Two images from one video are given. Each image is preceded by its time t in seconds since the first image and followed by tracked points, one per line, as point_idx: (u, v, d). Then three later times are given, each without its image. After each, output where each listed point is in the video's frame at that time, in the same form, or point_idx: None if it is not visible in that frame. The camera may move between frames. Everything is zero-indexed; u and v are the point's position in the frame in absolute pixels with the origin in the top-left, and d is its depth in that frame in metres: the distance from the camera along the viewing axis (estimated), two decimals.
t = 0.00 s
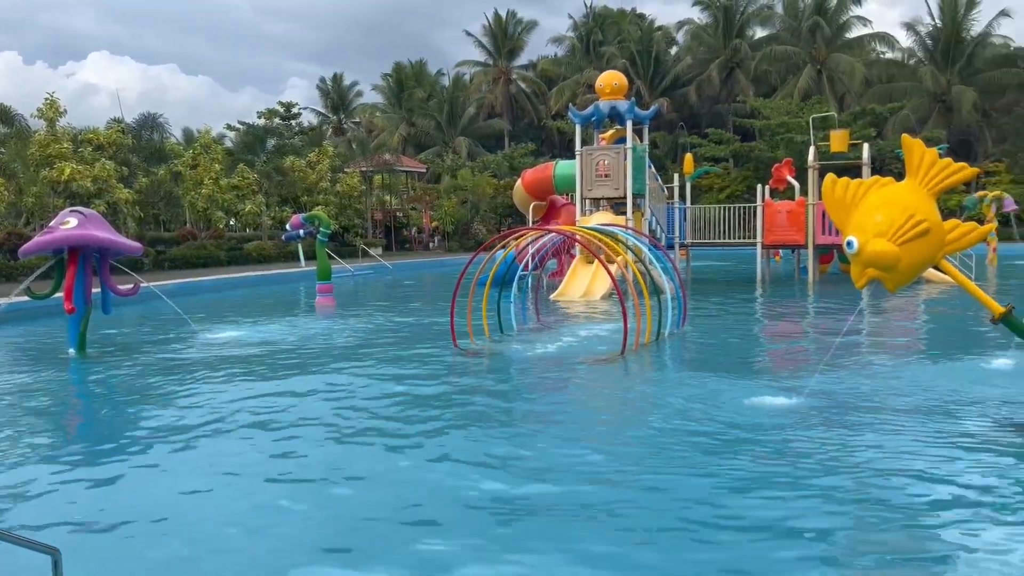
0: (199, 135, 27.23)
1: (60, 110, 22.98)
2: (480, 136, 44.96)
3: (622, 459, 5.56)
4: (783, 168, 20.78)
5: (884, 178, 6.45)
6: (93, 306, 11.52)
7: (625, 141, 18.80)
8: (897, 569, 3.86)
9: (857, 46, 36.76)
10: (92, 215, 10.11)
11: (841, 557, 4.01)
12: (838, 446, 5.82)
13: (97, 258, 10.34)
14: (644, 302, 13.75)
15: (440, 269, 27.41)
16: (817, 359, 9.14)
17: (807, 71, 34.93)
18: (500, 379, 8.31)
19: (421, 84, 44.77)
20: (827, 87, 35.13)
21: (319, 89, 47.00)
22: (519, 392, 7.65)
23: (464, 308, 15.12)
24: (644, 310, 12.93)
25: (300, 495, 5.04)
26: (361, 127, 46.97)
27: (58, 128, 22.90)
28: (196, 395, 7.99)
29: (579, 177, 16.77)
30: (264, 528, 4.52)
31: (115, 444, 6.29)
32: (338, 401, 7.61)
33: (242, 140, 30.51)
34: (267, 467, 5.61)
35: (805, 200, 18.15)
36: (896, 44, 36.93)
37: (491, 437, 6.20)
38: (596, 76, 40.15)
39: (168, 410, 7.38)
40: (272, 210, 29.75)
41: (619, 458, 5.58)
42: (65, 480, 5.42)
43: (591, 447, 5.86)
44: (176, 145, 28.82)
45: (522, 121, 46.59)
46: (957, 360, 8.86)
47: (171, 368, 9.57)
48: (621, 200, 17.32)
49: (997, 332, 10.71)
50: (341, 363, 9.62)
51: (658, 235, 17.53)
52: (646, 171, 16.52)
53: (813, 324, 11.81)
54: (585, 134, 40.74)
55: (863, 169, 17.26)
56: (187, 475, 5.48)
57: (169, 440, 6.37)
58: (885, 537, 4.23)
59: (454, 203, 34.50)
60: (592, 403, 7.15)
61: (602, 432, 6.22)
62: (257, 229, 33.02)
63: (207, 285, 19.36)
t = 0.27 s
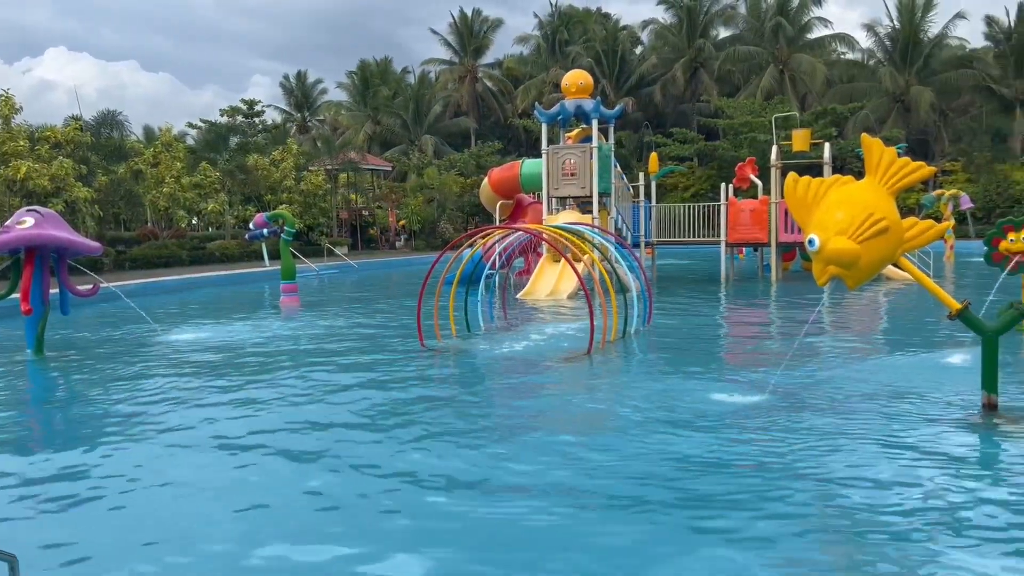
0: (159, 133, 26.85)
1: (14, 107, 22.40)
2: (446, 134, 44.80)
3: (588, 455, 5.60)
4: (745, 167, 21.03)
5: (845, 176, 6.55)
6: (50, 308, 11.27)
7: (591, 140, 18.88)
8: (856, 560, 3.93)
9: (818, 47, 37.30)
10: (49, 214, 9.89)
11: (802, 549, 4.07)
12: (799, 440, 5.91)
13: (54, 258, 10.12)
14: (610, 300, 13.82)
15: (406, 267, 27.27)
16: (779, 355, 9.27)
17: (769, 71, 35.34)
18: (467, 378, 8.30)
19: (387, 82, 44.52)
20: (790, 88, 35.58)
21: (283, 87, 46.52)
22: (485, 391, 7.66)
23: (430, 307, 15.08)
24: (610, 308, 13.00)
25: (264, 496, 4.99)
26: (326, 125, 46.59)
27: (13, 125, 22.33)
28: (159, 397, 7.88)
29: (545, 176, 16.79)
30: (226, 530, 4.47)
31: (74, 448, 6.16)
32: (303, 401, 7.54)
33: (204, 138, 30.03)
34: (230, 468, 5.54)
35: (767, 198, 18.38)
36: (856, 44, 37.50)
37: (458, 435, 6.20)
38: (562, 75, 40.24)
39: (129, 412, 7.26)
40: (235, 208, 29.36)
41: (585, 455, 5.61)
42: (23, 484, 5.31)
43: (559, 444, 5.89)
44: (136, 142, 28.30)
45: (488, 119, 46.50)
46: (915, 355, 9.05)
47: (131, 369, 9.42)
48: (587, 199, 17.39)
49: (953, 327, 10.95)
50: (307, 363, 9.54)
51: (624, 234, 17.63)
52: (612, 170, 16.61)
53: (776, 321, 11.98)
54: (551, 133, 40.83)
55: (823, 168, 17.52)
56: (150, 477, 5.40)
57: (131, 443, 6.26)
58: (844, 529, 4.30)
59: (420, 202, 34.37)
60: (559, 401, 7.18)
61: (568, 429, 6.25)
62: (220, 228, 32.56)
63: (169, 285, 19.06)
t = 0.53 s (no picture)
0: (123, 130, 26.45)
1: None
2: (415, 132, 44.61)
3: (560, 451, 5.64)
4: (713, 166, 21.20)
5: (809, 175, 6.65)
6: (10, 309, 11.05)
7: (560, 138, 18.94)
8: (825, 554, 3.97)
9: (783, 47, 37.74)
10: (9, 213, 9.70)
11: (771, 543, 4.10)
12: (768, 436, 5.96)
13: (15, 258, 9.92)
14: (579, 298, 13.90)
15: (375, 266, 27.16)
16: (747, 352, 9.39)
17: (736, 70, 35.70)
18: (438, 376, 8.31)
19: (355, 79, 44.23)
20: (756, 87, 35.96)
21: (249, 84, 46.02)
22: (456, 389, 7.67)
23: (400, 306, 15.03)
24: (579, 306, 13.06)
25: (231, 498, 4.92)
26: (293, 122, 46.19)
27: None
28: (123, 398, 7.75)
29: (515, 175, 16.81)
30: (193, 534, 4.39)
31: (39, 450, 6.06)
32: (271, 401, 7.46)
33: (169, 135, 29.57)
34: (200, 469, 5.50)
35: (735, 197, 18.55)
36: (821, 44, 38.00)
37: (430, 433, 6.21)
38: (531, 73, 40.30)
39: (95, 413, 7.15)
40: (200, 206, 29.01)
41: (555, 453, 5.61)
42: None
43: (530, 440, 5.92)
44: (99, 140, 27.81)
45: (457, 118, 46.38)
46: (879, 351, 9.19)
47: (96, 370, 9.27)
48: (556, 198, 17.45)
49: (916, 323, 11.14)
50: (276, 362, 9.47)
51: (594, 232, 17.70)
52: (581, 168, 16.69)
53: (743, 318, 12.13)
54: (520, 131, 40.90)
55: (789, 166, 17.72)
56: (118, 478, 5.34)
57: (98, 444, 6.18)
58: (813, 524, 4.34)
59: (389, 200, 34.25)
60: (529, 398, 7.22)
61: (539, 426, 6.29)
62: (185, 226, 32.13)
63: (133, 284, 18.78)
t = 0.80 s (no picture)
0: (90, 127, 26.04)
1: None
2: (387, 130, 44.38)
3: (532, 450, 5.65)
4: (684, 164, 21.32)
5: (779, 173, 6.71)
6: None
7: (533, 136, 18.95)
8: (791, 549, 4.01)
9: (754, 46, 38.06)
10: None
11: (740, 541, 4.13)
12: (737, 432, 6.01)
13: None
14: (552, 296, 13.92)
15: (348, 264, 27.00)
16: (719, 349, 9.46)
17: (707, 69, 35.91)
18: (411, 375, 8.28)
19: (326, 76, 43.87)
20: (727, 86, 36.20)
21: (218, 81, 45.46)
22: (429, 388, 7.65)
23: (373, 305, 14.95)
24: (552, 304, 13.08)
25: (200, 501, 4.87)
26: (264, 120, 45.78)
27: None
28: (90, 399, 7.63)
29: (488, 173, 16.79)
30: (158, 539, 4.33)
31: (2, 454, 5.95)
32: (241, 402, 7.38)
33: (137, 132, 29.14)
34: (169, 471, 5.43)
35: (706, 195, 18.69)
36: (791, 44, 38.36)
37: (402, 433, 6.18)
38: (503, 71, 40.28)
39: (61, 415, 7.03)
40: (168, 205, 28.58)
41: (527, 453, 5.59)
42: None
43: (502, 440, 5.92)
44: (64, 137, 27.33)
45: (430, 115, 46.21)
46: (847, 347, 9.32)
47: (62, 371, 9.12)
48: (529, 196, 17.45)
49: (883, 320, 11.30)
50: (247, 363, 9.38)
51: (567, 231, 17.74)
52: (554, 167, 16.71)
53: (715, 315, 12.22)
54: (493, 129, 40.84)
55: (759, 165, 17.88)
56: (85, 483, 5.26)
57: (64, 447, 6.08)
58: (782, 520, 4.37)
59: (361, 198, 34.10)
60: (502, 397, 7.21)
61: (512, 425, 6.29)
62: (154, 225, 31.70)
63: (100, 284, 18.50)
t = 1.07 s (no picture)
0: (58, 124, 25.61)
1: None
2: (361, 127, 44.11)
3: (509, 448, 5.66)
4: (659, 163, 21.43)
5: (753, 172, 6.75)
6: None
7: (507, 134, 18.93)
8: (767, 545, 4.04)
9: (727, 46, 38.31)
10: None
11: (717, 536, 4.15)
12: (712, 429, 6.06)
13: None
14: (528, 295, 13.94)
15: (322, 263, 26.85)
16: (694, 346, 9.52)
17: (681, 68, 36.13)
18: (386, 374, 8.25)
19: (299, 74, 43.56)
20: (701, 85, 36.43)
21: (189, 77, 44.93)
22: (405, 386, 7.63)
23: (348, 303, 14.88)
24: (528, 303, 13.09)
25: (175, 501, 4.83)
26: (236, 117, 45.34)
27: None
28: (60, 399, 7.52)
29: (463, 171, 16.76)
30: (129, 541, 4.26)
31: None
32: (213, 402, 7.30)
33: (106, 129, 28.70)
34: (143, 472, 5.38)
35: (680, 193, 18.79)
36: (764, 44, 38.68)
37: (379, 431, 6.16)
38: (478, 69, 40.23)
39: (31, 416, 6.92)
40: (139, 202, 28.20)
41: (503, 451, 5.59)
42: None
43: (479, 438, 5.93)
44: (32, 134, 26.85)
45: (405, 113, 46.00)
46: (820, 344, 9.42)
47: (31, 371, 8.97)
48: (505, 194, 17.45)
49: (855, 317, 11.44)
50: (220, 362, 9.29)
51: (542, 229, 17.76)
52: (529, 165, 16.71)
53: (690, 313, 12.30)
54: (468, 127, 40.79)
55: (733, 164, 18.01)
56: (56, 484, 5.19)
57: (34, 448, 5.98)
58: (757, 515, 4.42)
59: (336, 196, 33.93)
60: (479, 395, 7.21)
61: (489, 423, 6.29)
62: (124, 223, 31.26)
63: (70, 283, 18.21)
